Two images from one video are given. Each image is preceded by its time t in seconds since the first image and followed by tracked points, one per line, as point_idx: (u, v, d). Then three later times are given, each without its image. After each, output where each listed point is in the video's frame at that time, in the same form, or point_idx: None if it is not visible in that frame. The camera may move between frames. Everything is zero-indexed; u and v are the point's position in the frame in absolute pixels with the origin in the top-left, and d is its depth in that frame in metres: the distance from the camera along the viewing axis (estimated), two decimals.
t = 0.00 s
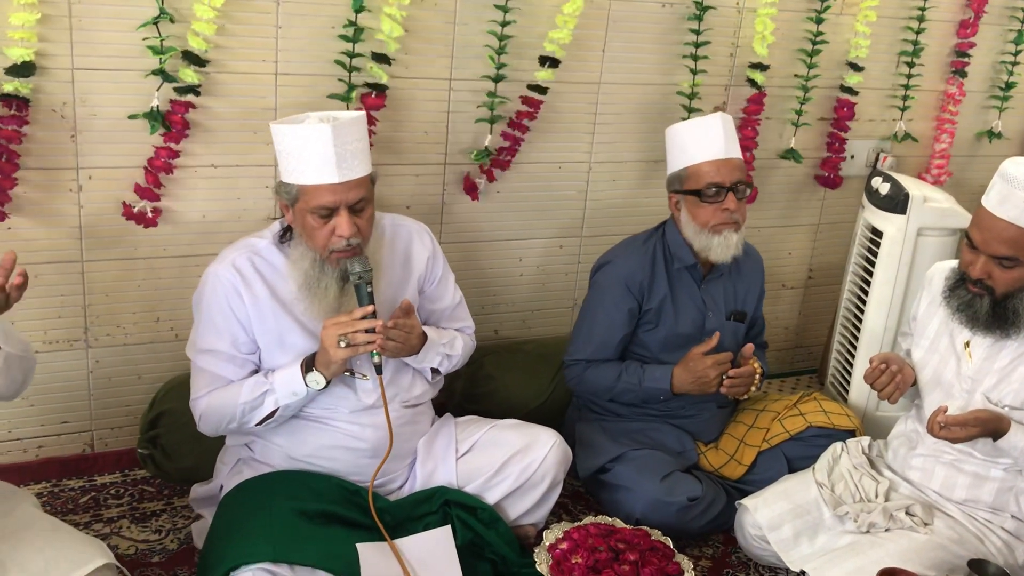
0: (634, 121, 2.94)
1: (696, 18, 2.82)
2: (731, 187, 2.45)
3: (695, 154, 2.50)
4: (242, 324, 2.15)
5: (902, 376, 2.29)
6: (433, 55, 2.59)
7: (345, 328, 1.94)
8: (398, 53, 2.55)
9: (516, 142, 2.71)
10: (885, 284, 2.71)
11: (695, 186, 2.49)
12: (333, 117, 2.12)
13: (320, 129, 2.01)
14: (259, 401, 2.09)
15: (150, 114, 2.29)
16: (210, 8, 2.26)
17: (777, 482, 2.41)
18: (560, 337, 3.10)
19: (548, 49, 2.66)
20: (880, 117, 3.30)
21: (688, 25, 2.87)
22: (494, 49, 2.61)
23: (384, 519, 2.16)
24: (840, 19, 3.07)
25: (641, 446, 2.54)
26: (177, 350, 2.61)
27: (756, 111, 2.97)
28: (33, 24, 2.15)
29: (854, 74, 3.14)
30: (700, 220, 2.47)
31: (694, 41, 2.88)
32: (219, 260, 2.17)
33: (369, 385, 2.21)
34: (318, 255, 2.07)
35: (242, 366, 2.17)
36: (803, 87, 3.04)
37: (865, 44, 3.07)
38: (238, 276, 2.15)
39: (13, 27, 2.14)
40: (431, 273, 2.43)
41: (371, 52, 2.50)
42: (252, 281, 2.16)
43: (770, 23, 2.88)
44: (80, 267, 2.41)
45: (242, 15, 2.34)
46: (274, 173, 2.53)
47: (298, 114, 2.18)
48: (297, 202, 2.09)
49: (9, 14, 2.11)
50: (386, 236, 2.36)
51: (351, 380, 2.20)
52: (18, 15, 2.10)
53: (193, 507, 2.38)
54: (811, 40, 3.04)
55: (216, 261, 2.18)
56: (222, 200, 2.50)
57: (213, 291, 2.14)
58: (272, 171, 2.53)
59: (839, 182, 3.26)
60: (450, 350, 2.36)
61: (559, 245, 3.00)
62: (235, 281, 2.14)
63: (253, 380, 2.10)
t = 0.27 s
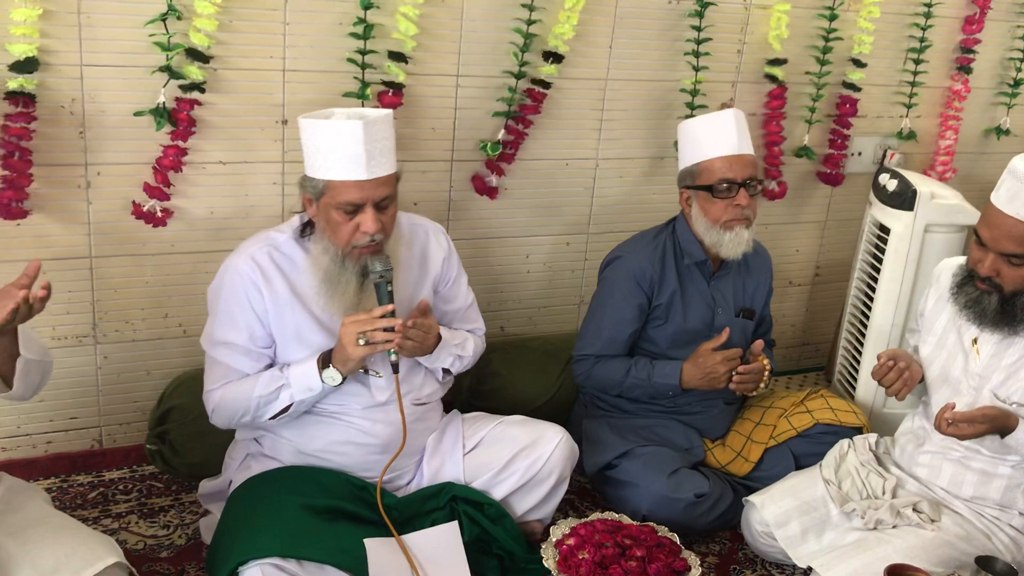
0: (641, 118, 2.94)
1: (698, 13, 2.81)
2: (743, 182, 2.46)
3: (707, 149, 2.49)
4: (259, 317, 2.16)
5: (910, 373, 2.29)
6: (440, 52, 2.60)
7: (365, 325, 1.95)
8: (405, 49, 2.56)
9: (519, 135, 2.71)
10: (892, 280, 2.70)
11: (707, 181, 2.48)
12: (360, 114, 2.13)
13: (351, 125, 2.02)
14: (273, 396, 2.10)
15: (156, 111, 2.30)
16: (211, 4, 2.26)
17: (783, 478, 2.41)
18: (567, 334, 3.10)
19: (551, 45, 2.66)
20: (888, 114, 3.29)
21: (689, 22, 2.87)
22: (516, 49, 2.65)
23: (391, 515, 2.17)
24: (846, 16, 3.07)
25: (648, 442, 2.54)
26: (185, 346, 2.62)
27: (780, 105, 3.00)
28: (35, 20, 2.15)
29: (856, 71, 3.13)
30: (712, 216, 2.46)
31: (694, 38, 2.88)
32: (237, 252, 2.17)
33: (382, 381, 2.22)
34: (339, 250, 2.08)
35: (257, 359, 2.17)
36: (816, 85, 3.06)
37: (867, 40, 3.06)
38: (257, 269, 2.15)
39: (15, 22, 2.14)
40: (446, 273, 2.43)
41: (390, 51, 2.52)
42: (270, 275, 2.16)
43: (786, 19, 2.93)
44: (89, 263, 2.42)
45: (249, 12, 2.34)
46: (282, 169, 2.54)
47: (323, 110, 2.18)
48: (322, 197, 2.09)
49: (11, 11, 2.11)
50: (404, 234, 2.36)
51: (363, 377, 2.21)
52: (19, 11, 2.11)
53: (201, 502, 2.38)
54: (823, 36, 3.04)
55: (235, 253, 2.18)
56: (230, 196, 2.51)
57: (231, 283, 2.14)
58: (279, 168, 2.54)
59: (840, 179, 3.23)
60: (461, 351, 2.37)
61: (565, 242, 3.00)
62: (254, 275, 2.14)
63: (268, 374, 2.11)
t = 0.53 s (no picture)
0: (646, 111, 2.93)
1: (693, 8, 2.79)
2: (742, 175, 2.45)
3: (703, 142, 2.49)
4: (277, 306, 2.16)
5: (916, 364, 2.29)
6: (444, 46, 2.59)
7: (384, 316, 1.95)
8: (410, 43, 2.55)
9: (528, 133, 2.74)
10: (898, 274, 2.70)
11: (703, 175, 2.48)
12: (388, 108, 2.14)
13: (379, 117, 2.02)
14: (290, 384, 2.09)
15: (162, 104, 2.30)
16: None
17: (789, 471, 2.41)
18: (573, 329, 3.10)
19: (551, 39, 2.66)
20: (893, 107, 3.28)
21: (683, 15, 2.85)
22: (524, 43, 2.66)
23: (398, 508, 2.18)
24: (852, 8, 3.06)
25: (653, 436, 2.54)
26: (192, 340, 2.63)
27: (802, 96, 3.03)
28: (42, 15, 2.16)
29: (863, 64, 3.12)
30: (710, 210, 2.47)
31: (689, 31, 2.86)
32: (257, 241, 2.17)
33: (396, 375, 2.23)
34: (361, 242, 2.08)
35: (274, 349, 2.17)
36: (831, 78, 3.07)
37: (874, 33, 3.06)
38: (278, 259, 2.15)
39: (23, 18, 2.15)
40: (461, 270, 2.44)
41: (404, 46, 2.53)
42: (290, 265, 2.16)
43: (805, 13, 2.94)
44: (96, 258, 2.43)
45: (253, 6, 2.34)
46: (287, 164, 2.54)
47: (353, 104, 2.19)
48: (346, 188, 2.09)
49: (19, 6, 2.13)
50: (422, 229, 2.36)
51: (377, 369, 2.21)
52: (25, 6, 2.12)
53: (208, 495, 2.39)
54: (834, 30, 3.05)
55: (255, 242, 2.19)
56: (234, 191, 2.51)
57: (251, 271, 2.14)
58: (284, 162, 2.54)
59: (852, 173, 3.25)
60: (474, 348, 2.37)
61: (570, 236, 3.00)
62: (273, 264, 2.14)
63: (284, 362, 2.11)
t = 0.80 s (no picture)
0: (646, 105, 2.93)
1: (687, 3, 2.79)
2: (727, 170, 2.44)
3: (688, 139, 2.49)
4: (290, 296, 2.15)
5: (916, 357, 2.28)
6: (443, 40, 2.59)
7: (400, 309, 1.96)
8: (410, 37, 2.55)
9: (523, 127, 2.72)
10: (897, 267, 2.70)
11: (689, 171, 2.48)
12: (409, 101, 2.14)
13: (403, 110, 2.03)
14: (300, 374, 2.10)
15: (161, 99, 2.32)
16: None
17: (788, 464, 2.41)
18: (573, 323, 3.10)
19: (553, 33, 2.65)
20: (894, 101, 3.28)
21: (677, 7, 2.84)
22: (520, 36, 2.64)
23: (398, 501, 2.17)
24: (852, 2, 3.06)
25: (653, 429, 2.55)
26: (192, 335, 2.63)
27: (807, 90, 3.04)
28: (46, 10, 2.16)
29: (876, 59, 3.13)
30: (697, 206, 2.46)
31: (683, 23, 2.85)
32: (272, 229, 2.16)
33: (404, 368, 2.23)
34: (377, 234, 2.09)
35: (284, 339, 2.16)
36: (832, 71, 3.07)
37: (884, 28, 3.07)
38: (292, 248, 2.14)
39: (26, 13, 2.16)
40: (470, 267, 2.43)
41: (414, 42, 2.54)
42: (304, 254, 2.15)
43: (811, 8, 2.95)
44: (95, 253, 2.43)
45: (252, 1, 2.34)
46: (286, 158, 2.54)
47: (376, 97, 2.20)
48: (365, 179, 2.08)
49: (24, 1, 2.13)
50: (433, 226, 2.36)
51: (386, 363, 2.21)
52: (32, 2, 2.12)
53: (209, 489, 2.40)
54: (836, 23, 3.04)
55: (269, 230, 2.17)
56: (234, 185, 2.51)
57: (265, 259, 2.13)
58: (284, 157, 2.54)
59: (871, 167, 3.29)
60: (481, 345, 2.38)
61: (570, 230, 3.00)
62: (288, 253, 2.13)
63: (295, 353, 2.11)
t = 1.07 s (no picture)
0: (642, 100, 2.94)
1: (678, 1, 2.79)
2: (709, 168, 2.44)
3: (670, 138, 2.49)
4: (296, 293, 2.14)
5: (912, 350, 2.29)
6: (439, 36, 2.59)
7: (407, 309, 1.95)
8: (406, 34, 2.55)
9: (517, 121, 2.72)
10: (893, 262, 2.71)
11: (672, 171, 2.48)
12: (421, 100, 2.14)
13: (418, 108, 2.03)
14: (305, 372, 2.10)
15: (156, 94, 2.32)
16: None
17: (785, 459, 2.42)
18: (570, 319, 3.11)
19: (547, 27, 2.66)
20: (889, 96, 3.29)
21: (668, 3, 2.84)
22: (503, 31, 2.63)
23: (397, 498, 2.17)
24: None
25: (650, 424, 2.55)
26: (189, 332, 2.63)
27: (790, 86, 3.05)
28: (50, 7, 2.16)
29: (884, 53, 3.17)
30: (681, 205, 2.47)
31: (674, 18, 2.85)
32: (279, 225, 2.15)
33: (409, 366, 2.24)
34: (388, 232, 2.10)
35: (290, 336, 2.15)
36: (826, 64, 3.06)
37: (892, 24, 3.09)
38: (299, 245, 2.13)
39: (27, 10, 2.15)
40: (475, 267, 2.42)
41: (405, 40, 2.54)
42: (312, 252, 2.15)
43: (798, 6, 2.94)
44: (92, 250, 2.43)
45: None
46: (283, 155, 2.54)
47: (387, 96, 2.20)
48: (377, 177, 2.08)
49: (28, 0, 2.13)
50: (440, 225, 2.36)
51: (393, 361, 2.22)
52: None
53: (207, 486, 2.40)
54: (832, 17, 3.05)
55: (276, 226, 2.17)
56: (230, 182, 2.51)
57: (272, 256, 2.12)
58: (280, 154, 2.54)
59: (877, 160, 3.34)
60: (486, 345, 2.39)
61: (566, 226, 3.01)
62: (296, 250, 2.13)
63: (301, 350, 2.10)
